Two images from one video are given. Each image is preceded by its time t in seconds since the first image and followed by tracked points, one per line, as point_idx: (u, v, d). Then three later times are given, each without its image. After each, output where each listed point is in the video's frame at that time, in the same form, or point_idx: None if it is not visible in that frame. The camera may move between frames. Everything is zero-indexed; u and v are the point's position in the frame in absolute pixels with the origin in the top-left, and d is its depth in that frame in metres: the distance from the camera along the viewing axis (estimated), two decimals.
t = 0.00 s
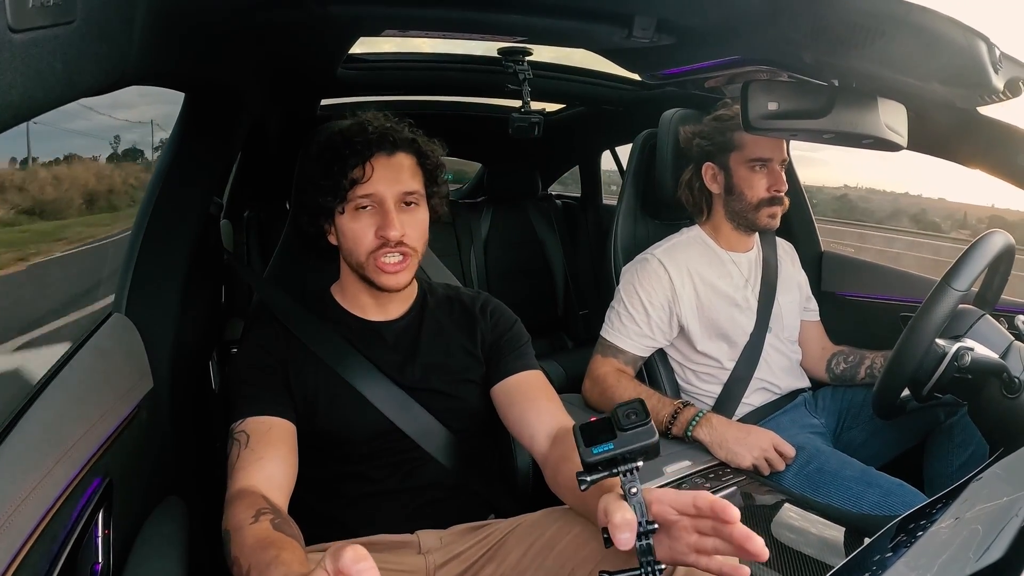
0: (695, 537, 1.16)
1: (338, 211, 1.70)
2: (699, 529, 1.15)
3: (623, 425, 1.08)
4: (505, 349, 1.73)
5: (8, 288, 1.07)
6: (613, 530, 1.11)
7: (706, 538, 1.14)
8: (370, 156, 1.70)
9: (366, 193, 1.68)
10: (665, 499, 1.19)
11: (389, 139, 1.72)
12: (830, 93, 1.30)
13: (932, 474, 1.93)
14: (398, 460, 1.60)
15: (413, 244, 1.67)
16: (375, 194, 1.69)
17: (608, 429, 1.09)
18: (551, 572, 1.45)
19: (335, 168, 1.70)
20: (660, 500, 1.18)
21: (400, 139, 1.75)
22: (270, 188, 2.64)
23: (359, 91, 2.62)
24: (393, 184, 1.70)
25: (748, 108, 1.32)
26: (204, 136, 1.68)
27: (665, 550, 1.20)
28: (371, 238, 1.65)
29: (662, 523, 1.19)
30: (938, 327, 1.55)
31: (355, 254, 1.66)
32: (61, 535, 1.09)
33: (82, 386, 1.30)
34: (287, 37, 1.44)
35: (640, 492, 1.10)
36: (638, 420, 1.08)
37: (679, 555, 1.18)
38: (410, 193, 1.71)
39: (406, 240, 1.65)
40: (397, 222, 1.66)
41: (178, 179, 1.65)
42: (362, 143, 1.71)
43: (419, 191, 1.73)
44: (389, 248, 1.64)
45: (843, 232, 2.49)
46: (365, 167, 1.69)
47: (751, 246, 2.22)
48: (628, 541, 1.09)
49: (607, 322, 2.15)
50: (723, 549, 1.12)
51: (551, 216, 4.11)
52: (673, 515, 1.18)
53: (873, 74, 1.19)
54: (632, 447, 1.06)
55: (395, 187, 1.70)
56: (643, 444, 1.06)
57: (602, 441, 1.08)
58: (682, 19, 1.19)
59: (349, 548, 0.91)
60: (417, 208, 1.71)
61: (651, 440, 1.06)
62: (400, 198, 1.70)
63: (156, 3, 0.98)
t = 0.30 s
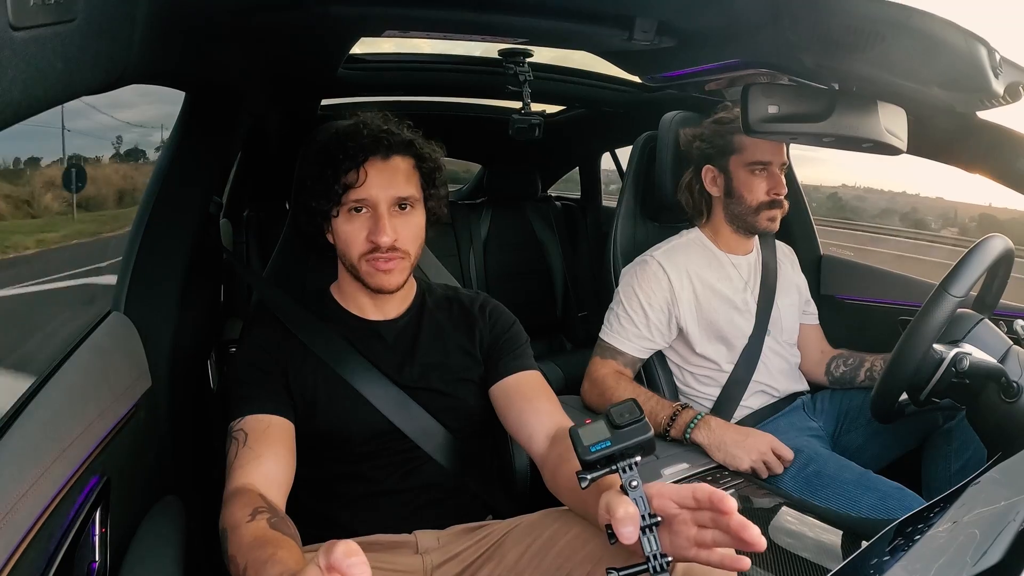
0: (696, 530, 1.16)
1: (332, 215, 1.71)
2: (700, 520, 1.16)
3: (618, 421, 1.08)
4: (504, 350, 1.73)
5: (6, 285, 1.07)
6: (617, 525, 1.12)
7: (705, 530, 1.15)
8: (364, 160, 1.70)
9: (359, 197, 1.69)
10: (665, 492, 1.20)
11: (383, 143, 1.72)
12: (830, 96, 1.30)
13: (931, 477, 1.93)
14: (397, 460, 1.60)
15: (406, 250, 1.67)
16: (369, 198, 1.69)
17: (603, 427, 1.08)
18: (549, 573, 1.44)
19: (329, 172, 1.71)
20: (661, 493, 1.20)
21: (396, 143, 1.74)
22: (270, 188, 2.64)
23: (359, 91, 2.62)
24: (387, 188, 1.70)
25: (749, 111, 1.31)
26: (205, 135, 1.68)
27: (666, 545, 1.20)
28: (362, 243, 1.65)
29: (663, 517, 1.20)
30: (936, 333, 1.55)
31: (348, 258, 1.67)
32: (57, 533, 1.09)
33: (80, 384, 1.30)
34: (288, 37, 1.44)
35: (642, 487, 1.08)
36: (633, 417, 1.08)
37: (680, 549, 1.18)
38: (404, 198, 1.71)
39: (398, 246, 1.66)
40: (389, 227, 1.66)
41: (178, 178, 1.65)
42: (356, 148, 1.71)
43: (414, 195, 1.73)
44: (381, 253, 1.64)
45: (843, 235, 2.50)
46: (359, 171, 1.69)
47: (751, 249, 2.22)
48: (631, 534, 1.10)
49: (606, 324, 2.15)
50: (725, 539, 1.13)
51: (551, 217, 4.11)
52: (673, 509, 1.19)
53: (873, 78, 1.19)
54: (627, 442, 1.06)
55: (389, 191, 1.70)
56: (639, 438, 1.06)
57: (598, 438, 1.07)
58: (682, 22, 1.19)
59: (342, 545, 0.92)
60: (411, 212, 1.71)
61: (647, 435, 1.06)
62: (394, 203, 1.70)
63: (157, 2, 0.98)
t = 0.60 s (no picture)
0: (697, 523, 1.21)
1: (337, 211, 1.72)
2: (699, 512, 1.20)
3: (617, 418, 1.06)
4: (505, 350, 1.73)
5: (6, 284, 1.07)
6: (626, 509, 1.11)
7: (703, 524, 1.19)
8: (369, 155, 1.71)
9: (366, 192, 1.70)
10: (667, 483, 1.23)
11: (388, 138, 1.73)
12: (830, 95, 1.30)
13: (931, 477, 1.93)
14: (397, 460, 1.60)
15: (413, 243, 1.68)
16: (375, 193, 1.70)
17: (601, 424, 1.05)
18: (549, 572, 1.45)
19: (334, 168, 1.71)
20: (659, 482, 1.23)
21: (400, 137, 1.75)
22: (270, 188, 2.64)
23: (360, 91, 2.62)
24: (393, 182, 1.71)
25: (749, 111, 1.31)
26: (206, 135, 1.68)
27: (673, 539, 1.25)
28: (369, 237, 1.66)
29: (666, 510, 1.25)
30: (938, 330, 1.55)
31: (354, 253, 1.68)
32: (57, 533, 1.09)
33: (80, 384, 1.30)
34: (288, 36, 1.44)
35: (644, 481, 1.05)
36: (630, 414, 1.06)
37: (685, 541, 1.23)
38: (409, 192, 1.73)
39: (406, 239, 1.67)
40: (396, 220, 1.67)
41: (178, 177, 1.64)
42: (361, 143, 1.71)
43: (418, 189, 1.74)
44: (387, 247, 1.65)
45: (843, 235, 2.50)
46: (364, 166, 1.70)
47: (751, 249, 2.22)
48: (640, 515, 1.08)
49: (607, 323, 2.15)
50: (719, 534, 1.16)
51: (551, 217, 4.11)
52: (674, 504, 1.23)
53: (873, 77, 1.19)
54: (628, 439, 1.03)
55: (395, 186, 1.71)
56: (638, 434, 1.04)
57: (597, 435, 1.03)
58: (683, 21, 1.19)
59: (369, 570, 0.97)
60: (417, 206, 1.73)
61: (646, 431, 1.04)
62: (399, 197, 1.71)
63: (157, 2, 0.98)
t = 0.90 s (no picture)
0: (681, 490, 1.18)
1: (339, 192, 1.72)
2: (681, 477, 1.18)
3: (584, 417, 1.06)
4: (506, 350, 1.73)
5: (6, 284, 1.07)
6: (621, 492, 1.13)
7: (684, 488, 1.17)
8: (371, 137, 1.73)
9: (367, 171, 1.71)
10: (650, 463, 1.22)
11: (389, 121, 1.75)
12: (830, 94, 1.29)
13: (930, 475, 1.93)
14: (397, 459, 1.60)
15: (417, 218, 1.69)
16: (377, 173, 1.71)
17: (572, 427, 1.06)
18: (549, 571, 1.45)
19: (336, 149, 1.73)
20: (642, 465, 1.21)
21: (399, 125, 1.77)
22: (270, 186, 2.64)
23: (359, 89, 2.62)
24: (393, 162, 1.73)
25: (749, 110, 1.32)
26: (206, 134, 1.68)
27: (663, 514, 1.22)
28: (371, 212, 1.66)
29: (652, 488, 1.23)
30: (938, 327, 1.55)
31: (356, 230, 1.67)
32: (57, 533, 1.09)
33: (80, 383, 1.30)
34: (288, 35, 1.44)
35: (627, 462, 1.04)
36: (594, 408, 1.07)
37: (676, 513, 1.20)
38: (410, 172, 1.74)
39: (409, 211, 1.67)
40: (398, 196, 1.69)
41: (177, 177, 1.64)
42: (362, 125, 1.73)
43: (419, 170, 1.76)
44: (390, 220, 1.66)
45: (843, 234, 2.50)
46: (366, 146, 1.72)
47: (751, 247, 2.22)
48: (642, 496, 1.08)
49: (607, 321, 2.15)
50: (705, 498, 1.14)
51: (552, 215, 4.10)
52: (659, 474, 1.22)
53: (873, 77, 1.19)
54: (596, 431, 1.03)
55: (396, 165, 1.72)
56: (609, 423, 1.04)
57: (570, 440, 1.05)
58: (683, 21, 1.19)
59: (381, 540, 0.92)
60: (418, 187, 1.73)
61: (612, 417, 1.04)
62: (401, 177, 1.73)
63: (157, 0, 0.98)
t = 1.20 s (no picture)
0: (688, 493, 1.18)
1: (338, 204, 1.72)
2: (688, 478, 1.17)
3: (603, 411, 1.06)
4: (506, 353, 1.73)
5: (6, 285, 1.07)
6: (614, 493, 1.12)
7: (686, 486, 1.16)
8: (370, 150, 1.72)
9: (367, 185, 1.70)
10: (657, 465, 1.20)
11: (387, 134, 1.74)
12: (830, 95, 1.29)
13: (930, 477, 1.93)
14: (397, 462, 1.60)
15: (416, 234, 1.69)
16: (376, 186, 1.71)
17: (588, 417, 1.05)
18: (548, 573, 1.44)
19: (334, 162, 1.72)
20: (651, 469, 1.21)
21: (399, 134, 1.76)
22: (270, 189, 2.64)
23: (359, 91, 2.62)
24: (393, 175, 1.72)
25: (749, 112, 1.31)
26: (205, 136, 1.68)
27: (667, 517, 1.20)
28: (370, 229, 1.66)
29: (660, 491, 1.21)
30: (937, 330, 1.55)
31: (355, 246, 1.68)
32: (57, 535, 1.09)
33: (80, 385, 1.30)
34: (288, 37, 1.44)
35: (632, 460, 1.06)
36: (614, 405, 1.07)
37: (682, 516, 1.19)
38: (410, 185, 1.74)
39: (409, 230, 1.67)
40: (398, 213, 1.68)
41: (177, 179, 1.65)
42: (361, 137, 1.72)
43: (419, 183, 1.76)
44: (388, 237, 1.66)
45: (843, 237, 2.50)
46: (365, 159, 1.71)
47: (751, 249, 2.22)
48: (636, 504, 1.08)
49: (606, 323, 2.15)
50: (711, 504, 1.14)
51: (551, 218, 4.11)
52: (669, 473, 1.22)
53: (873, 78, 1.19)
54: (615, 426, 1.03)
55: (396, 179, 1.72)
56: (626, 422, 1.05)
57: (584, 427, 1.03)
58: (682, 23, 1.19)
59: (377, 541, 0.92)
60: (418, 200, 1.74)
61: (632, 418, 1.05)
62: (400, 190, 1.72)
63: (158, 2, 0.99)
